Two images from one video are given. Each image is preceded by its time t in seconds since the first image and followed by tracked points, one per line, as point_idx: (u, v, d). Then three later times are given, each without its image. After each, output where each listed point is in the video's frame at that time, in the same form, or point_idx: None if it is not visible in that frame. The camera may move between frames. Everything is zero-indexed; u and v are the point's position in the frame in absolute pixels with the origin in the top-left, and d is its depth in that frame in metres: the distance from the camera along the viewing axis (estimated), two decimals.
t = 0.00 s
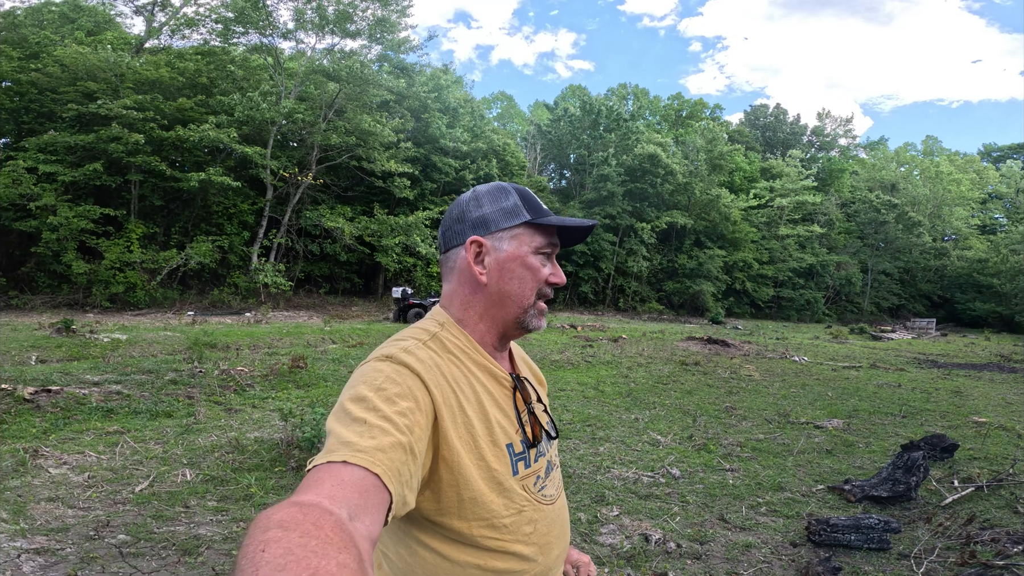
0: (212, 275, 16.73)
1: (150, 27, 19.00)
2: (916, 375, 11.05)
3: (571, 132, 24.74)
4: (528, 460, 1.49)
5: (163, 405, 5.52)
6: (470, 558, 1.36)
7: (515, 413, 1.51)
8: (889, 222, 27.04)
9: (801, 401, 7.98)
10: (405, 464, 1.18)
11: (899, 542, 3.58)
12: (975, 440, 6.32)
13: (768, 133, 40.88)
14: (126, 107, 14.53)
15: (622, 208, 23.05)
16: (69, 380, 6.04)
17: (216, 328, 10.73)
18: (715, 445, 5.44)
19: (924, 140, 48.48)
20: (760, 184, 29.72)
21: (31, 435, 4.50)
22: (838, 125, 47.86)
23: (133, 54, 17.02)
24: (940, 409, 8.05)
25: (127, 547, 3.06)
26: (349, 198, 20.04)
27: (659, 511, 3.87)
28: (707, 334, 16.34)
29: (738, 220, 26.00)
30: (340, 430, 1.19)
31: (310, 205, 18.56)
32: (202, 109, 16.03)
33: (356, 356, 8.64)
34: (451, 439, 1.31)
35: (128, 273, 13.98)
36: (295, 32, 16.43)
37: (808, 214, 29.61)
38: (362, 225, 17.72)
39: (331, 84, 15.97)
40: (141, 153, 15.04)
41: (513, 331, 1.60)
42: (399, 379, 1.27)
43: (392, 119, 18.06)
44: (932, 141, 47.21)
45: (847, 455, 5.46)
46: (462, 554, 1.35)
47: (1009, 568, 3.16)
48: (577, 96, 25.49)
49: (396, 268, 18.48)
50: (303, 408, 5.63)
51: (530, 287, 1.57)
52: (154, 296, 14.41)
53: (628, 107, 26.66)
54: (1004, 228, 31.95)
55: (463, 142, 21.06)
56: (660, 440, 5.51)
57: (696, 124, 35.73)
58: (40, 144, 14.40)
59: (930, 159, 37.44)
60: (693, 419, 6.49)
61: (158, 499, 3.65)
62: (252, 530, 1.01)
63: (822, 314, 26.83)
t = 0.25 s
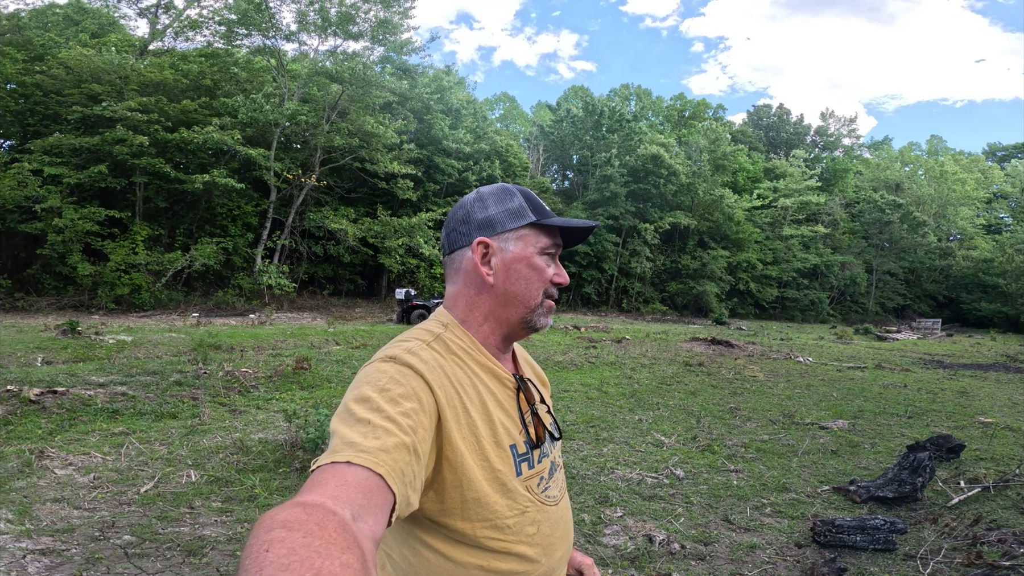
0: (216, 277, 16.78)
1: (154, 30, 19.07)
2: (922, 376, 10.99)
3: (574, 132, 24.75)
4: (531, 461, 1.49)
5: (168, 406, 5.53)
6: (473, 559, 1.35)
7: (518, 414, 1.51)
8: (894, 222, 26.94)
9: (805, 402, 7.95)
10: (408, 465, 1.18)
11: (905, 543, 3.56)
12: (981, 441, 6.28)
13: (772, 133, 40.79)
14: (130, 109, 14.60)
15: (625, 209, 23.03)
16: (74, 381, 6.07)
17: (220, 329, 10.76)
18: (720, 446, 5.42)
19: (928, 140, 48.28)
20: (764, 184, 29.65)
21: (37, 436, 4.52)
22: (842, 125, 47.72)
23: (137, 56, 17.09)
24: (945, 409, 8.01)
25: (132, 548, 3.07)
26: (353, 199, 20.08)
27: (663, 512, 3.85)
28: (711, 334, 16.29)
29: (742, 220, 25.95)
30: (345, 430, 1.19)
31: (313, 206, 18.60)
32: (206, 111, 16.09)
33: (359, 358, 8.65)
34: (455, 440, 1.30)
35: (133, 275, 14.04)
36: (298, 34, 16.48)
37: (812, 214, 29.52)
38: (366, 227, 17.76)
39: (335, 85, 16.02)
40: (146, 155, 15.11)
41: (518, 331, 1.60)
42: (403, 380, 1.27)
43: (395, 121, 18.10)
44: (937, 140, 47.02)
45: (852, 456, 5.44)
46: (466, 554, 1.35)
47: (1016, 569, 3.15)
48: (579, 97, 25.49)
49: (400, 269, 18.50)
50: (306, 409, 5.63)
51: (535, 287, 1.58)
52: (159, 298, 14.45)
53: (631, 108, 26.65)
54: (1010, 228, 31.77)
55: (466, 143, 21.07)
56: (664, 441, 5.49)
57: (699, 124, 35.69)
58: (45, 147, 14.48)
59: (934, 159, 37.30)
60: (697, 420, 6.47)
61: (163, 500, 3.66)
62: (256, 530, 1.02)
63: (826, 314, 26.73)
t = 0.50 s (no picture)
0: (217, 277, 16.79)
1: (155, 29, 19.10)
2: (922, 377, 10.98)
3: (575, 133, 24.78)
4: (526, 459, 1.49)
5: (168, 405, 5.54)
6: (469, 558, 1.35)
7: (514, 413, 1.51)
8: (895, 223, 26.93)
9: (805, 403, 7.94)
10: (401, 463, 1.18)
11: (905, 544, 3.55)
12: (982, 442, 6.28)
13: (773, 134, 40.80)
14: (132, 109, 14.63)
15: (626, 210, 23.02)
16: (74, 381, 6.07)
17: (220, 329, 10.76)
18: (720, 447, 5.42)
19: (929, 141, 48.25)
20: (765, 186, 29.66)
21: (37, 435, 4.52)
22: (842, 126, 47.73)
23: (139, 56, 17.12)
24: (946, 411, 8.00)
25: (130, 547, 3.07)
26: (353, 200, 20.09)
27: (663, 513, 3.85)
28: (712, 336, 16.29)
29: (742, 222, 25.94)
30: (338, 429, 1.19)
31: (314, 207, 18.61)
32: (207, 111, 16.11)
33: (359, 358, 8.65)
34: (450, 438, 1.31)
35: (134, 275, 14.06)
36: (300, 34, 16.50)
37: (812, 215, 29.51)
38: (366, 227, 17.77)
39: (336, 86, 16.04)
40: (147, 155, 15.13)
41: (516, 328, 1.60)
42: (398, 377, 1.27)
43: (396, 121, 18.11)
44: (938, 141, 47.01)
45: (852, 457, 5.44)
46: (461, 553, 1.35)
47: (1016, 570, 3.14)
48: (581, 98, 25.50)
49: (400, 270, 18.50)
50: (305, 409, 5.64)
51: (534, 285, 1.58)
52: (160, 298, 14.46)
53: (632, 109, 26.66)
54: (1011, 230, 31.75)
55: (467, 144, 21.07)
56: (664, 441, 5.49)
57: (699, 125, 35.71)
58: (47, 147, 14.50)
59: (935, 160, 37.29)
60: (697, 421, 6.46)
61: (161, 500, 3.66)
62: (247, 527, 1.01)
63: (827, 316, 26.71)
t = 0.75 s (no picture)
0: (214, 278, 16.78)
1: (154, 30, 19.09)
2: (920, 379, 10.97)
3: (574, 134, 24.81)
4: (508, 461, 1.48)
5: (162, 406, 5.52)
6: (449, 558, 1.34)
7: (497, 414, 1.50)
8: (893, 225, 26.96)
9: (802, 405, 7.94)
10: (382, 463, 1.17)
11: (898, 547, 3.53)
12: (978, 444, 6.27)
13: (772, 136, 40.83)
14: (130, 109, 14.62)
15: (624, 211, 23.02)
16: (69, 381, 6.06)
17: (218, 330, 10.74)
18: (715, 449, 5.41)
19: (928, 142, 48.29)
20: (763, 187, 29.69)
21: (29, 435, 4.50)
22: (841, 128, 47.79)
23: (137, 56, 17.12)
24: (942, 412, 8.00)
25: (118, 547, 3.05)
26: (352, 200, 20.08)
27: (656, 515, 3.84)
28: (710, 337, 16.28)
29: (741, 223, 25.95)
30: (318, 427, 1.17)
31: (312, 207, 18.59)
32: (205, 112, 16.09)
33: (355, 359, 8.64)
34: (431, 438, 1.30)
35: (131, 275, 14.04)
36: (299, 35, 16.49)
37: (811, 216, 29.52)
38: (364, 228, 17.75)
39: (334, 86, 16.03)
40: (144, 155, 15.12)
41: (493, 329, 1.58)
42: (380, 377, 1.26)
43: (394, 122, 18.11)
44: (936, 143, 47.05)
45: (848, 460, 5.43)
46: (440, 554, 1.33)
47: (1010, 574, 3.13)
48: (580, 99, 25.50)
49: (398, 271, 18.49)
50: (300, 410, 5.62)
51: (509, 284, 1.55)
52: (157, 298, 14.44)
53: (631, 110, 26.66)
54: (1010, 231, 31.77)
55: (466, 145, 21.07)
56: (659, 443, 5.48)
57: (698, 126, 35.73)
58: (44, 147, 14.49)
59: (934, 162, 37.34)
60: (693, 423, 6.46)
61: (152, 500, 3.65)
62: (221, 527, 0.98)
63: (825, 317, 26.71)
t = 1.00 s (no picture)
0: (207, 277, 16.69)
1: (151, 29, 19.01)
2: (913, 382, 10.98)
3: (571, 136, 24.85)
4: (492, 461, 1.44)
5: (148, 406, 5.46)
6: (424, 557, 1.30)
7: (483, 412, 1.47)
8: (888, 228, 27.04)
9: (794, 407, 7.93)
10: (372, 453, 1.16)
11: (887, 553, 3.51)
12: (970, 447, 6.26)
13: (768, 139, 40.96)
14: (123, 108, 14.55)
15: (620, 213, 23.03)
16: (55, 380, 5.99)
17: (209, 330, 10.68)
18: (706, 452, 5.39)
19: (923, 146, 48.46)
20: (759, 190, 29.76)
21: (11, 434, 4.44)
22: (837, 131, 47.95)
23: (132, 55, 17.04)
24: (935, 415, 8.00)
25: (92, 547, 3.00)
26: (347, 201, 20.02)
27: (644, 519, 3.81)
28: (704, 339, 16.28)
29: (736, 226, 26.00)
30: (307, 417, 1.16)
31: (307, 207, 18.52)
32: (200, 111, 16.01)
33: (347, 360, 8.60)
34: (415, 433, 1.28)
35: (123, 274, 13.97)
36: (295, 35, 16.43)
37: (806, 219, 29.57)
38: (359, 228, 17.69)
39: (330, 87, 15.99)
40: (138, 154, 15.04)
41: (468, 331, 1.55)
42: (368, 369, 1.25)
43: (390, 122, 18.06)
44: (932, 146, 47.24)
45: (839, 463, 5.40)
46: (416, 552, 1.30)
47: None
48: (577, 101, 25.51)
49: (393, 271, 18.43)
50: (287, 411, 5.57)
51: (477, 285, 1.53)
52: (149, 297, 14.35)
53: (628, 112, 26.69)
54: (1003, 235, 31.91)
55: (462, 146, 21.04)
56: (650, 446, 5.46)
57: (695, 129, 35.81)
58: (37, 145, 14.40)
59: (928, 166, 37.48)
60: (684, 426, 6.43)
61: (130, 500, 3.59)
62: (212, 515, 0.95)
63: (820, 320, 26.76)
